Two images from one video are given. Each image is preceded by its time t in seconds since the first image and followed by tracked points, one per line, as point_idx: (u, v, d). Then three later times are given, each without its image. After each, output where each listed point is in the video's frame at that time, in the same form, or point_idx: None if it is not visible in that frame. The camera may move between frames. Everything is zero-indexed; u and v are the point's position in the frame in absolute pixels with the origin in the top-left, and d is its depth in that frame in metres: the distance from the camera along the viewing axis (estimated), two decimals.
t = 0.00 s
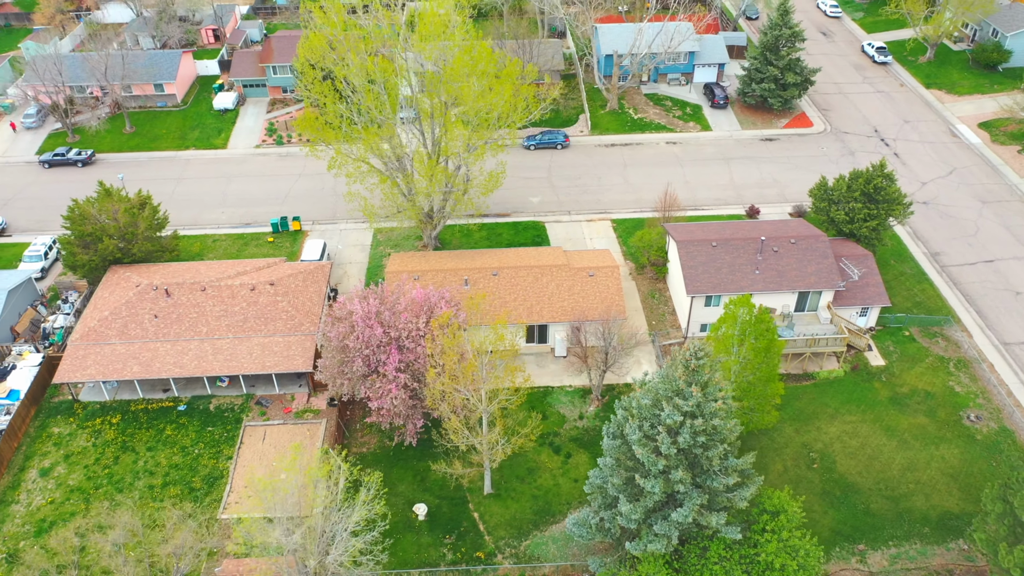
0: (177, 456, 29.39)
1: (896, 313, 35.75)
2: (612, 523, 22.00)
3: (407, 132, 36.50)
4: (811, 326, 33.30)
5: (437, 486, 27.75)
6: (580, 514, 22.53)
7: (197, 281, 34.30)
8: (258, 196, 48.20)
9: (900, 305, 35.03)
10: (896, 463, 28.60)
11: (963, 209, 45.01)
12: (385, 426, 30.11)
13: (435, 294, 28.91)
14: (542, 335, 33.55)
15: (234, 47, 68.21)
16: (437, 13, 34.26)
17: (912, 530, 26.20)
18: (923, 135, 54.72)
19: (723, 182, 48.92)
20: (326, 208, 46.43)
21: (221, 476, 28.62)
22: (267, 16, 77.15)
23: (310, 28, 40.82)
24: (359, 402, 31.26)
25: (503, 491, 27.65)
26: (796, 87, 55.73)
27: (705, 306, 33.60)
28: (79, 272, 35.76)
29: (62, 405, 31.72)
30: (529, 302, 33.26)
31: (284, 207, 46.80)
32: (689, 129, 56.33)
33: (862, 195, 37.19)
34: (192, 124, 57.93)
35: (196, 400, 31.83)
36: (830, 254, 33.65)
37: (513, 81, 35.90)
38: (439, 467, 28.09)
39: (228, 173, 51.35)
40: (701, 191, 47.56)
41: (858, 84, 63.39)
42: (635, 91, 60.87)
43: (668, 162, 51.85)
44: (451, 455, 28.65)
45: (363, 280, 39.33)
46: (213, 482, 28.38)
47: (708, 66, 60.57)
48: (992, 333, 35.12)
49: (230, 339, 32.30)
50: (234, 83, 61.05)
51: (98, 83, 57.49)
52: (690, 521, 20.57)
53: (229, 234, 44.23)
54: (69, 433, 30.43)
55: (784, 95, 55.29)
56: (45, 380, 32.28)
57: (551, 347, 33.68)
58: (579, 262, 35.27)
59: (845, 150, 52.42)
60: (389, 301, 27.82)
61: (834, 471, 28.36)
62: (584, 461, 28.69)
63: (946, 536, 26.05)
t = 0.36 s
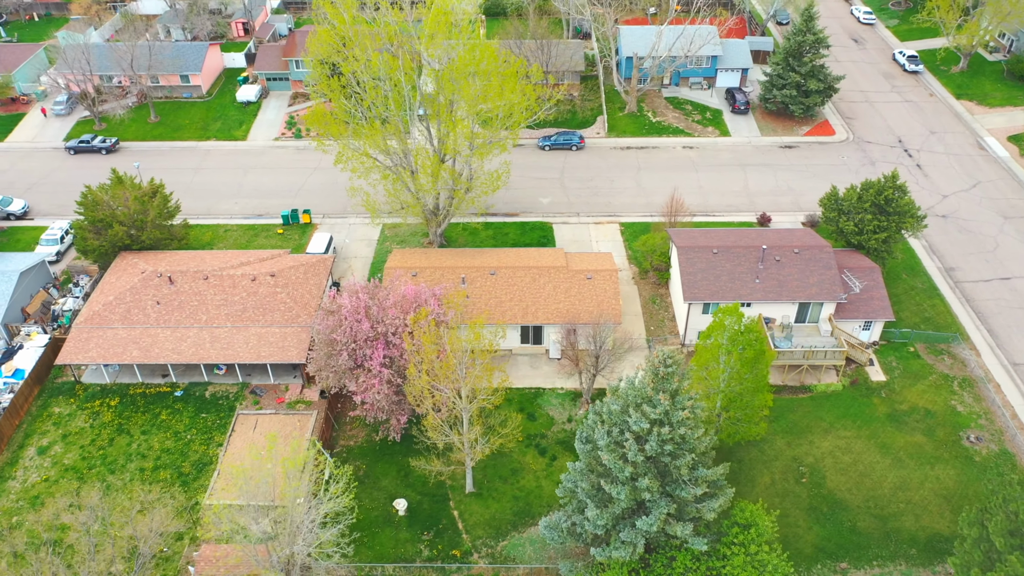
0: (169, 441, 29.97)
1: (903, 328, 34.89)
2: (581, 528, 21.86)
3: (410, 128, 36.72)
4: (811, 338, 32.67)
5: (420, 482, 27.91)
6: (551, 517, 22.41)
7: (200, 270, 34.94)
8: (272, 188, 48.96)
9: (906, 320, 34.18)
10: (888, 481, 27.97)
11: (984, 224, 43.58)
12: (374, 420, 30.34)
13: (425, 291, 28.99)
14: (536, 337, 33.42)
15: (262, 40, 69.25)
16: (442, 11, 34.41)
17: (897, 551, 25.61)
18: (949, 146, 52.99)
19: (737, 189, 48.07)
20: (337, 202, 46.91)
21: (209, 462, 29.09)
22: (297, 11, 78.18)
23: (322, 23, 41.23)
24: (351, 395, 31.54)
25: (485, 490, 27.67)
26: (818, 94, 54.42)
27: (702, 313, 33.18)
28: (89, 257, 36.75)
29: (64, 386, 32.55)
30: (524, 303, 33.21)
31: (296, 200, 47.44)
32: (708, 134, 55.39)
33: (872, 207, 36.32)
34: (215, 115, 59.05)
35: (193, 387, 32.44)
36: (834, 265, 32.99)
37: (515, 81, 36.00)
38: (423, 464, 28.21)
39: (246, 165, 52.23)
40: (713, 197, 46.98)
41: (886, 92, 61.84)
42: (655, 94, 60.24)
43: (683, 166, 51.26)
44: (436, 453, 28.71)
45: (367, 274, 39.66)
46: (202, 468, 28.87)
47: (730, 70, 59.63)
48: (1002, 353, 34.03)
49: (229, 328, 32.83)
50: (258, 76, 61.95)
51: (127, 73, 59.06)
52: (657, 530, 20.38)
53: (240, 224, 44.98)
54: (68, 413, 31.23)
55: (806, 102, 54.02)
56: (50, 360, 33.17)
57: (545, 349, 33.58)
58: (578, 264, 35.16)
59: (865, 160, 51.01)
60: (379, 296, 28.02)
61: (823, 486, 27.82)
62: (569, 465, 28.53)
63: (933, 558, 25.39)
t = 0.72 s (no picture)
0: (163, 424, 30.67)
1: (908, 345, 33.93)
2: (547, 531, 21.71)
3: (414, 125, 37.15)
4: (810, 352, 32.00)
5: (402, 477, 28.10)
6: (518, 519, 22.31)
7: (205, 258, 35.67)
8: (288, 180, 49.74)
9: (911, 337, 33.25)
10: (876, 501, 27.31)
11: (1006, 242, 42.06)
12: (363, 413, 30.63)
13: (415, 288, 29.14)
14: (530, 338, 33.35)
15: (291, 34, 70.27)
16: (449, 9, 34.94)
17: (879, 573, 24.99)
18: (978, 161, 51.05)
19: (753, 197, 46.98)
20: (349, 195, 47.42)
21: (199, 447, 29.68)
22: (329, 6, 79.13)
23: (335, 20, 41.74)
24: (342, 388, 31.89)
25: (465, 489, 27.74)
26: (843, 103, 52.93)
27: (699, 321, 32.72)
28: (102, 242, 37.82)
29: (69, 366, 33.54)
30: (520, 304, 33.16)
31: (310, 193, 48.11)
32: (727, 140, 54.24)
33: (883, 220, 35.40)
34: (240, 106, 60.15)
35: (191, 372, 33.16)
36: (836, 278, 32.24)
37: (517, 82, 36.42)
38: (406, 459, 28.38)
39: (265, 157, 53.16)
40: (726, 203, 46.29)
41: (917, 103, 59.96)
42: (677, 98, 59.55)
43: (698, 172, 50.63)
44: (419, 449, 28.88)
45: (371, 269, 40.02)
46: (191, 452, 29.48)
47: (757, 77, 58.32)
48: (1013, 376, 32.88)
49: (228, 317, 33.42)
50: (284, 69, 62.87)
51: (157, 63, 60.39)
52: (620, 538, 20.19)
53: (254, 214, 45.79)
54: (70, 393, 32.19)
55: (830, 111, 52.55)
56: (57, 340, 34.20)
57: (539, 350, 33.48)
58: (577, 267, 35.00)
59: (887, 172, 49.50)
60: (368, 292, 28.27)
61: (808, 503, 27.28)
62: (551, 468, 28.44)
63: None
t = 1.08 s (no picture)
0: (158, 408, 31.43)
1: (912, 364, 33.02)
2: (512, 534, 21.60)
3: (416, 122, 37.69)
4: (807, 366, 31.37)
5: (385, 472, 28.32)
6: (486, 519, 22.28)
7: (211, 247, 36.44)
8: (304, 173, 50.47)
9: (915, 356, 32.35)
10: (862, 522, 26.68)
11: None
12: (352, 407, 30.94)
13: (405, 285, 29.40)
14: (524, 339, 33.30)
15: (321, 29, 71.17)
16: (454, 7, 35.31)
17: None
18: (1007, 177, 49.29)
19: (767, 206, 46.12)
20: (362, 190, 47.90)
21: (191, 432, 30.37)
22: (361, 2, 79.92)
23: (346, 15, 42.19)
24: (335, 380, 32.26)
25: (446, 486, 27.81)
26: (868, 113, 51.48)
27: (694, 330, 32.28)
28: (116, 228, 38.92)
29: (75, 347, 34.56)
30: (515, 305, 33.15)
31: (324, 186, 48.74)
32: (747, 147, 53.06)
33: (893, 234, 34.44)
34: (265, 99, 61.17)
35: (191, 358, 33.89)
36: (838, 291, 31.51)
37: (518, 82, 36.91)
38: (389, 454, 28.59)
39: (285, 149, 54.02)
40: (739, 211, 45.60)
41: (949, 115, 58.10)
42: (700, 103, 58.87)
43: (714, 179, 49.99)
44: (403, 445, 29.05)
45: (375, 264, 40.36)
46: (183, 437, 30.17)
47: (783, 84, 57.04)
48: (1021, 401, 31.71)
49: (229, 305, 34.04)
50: (311, 64, 63.71)
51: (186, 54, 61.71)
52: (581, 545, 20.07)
53: (268, 206, 46.57)
54: (74, 373, 33.18)
55: (854, 121, 51.17)
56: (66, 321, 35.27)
57: (533, 352, 33.44)
58: (575, 270, 34.88)
59: (910, 185, 48.07)
60: (357, 286, 28.62)
61: (791, 520, 26.79)
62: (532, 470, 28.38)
63: None
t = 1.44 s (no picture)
0: (156, 392, 32.20)
1: (914, 383, 32.15)
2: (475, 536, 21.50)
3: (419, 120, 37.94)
4: (802, 380, 30.79)
5: (368, 466, 28.58)
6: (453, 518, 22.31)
7: (218, 237, 37.22)
8: (321, 167, 51.17)
9: (916, 376, 31.49)
10: (845, 542, 26.13)
11: None
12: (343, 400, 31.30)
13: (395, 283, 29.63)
14: (518, 340, 33.32)
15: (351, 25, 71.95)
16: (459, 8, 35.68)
17: None
18: None
19: (781, 216, 45.32)
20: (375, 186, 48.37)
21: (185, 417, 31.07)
22: None
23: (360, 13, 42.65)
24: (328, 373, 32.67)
25: (426, 484, 27.92)
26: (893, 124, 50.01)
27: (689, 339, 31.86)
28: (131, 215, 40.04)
29: (83, 328, 35.58)
30: (509, 306, 33.14)
31: (339, 180, 49.35)
32: (767, 156, 51.98)
33: (901, 250, 33.55)
34: (290, 93, 62.09)
35: (191, 344, 34.64)
36: (837, 306, 30.83)
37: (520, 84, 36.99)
38: (373, 449, 28.83)
39: (304, 142, 54.81)
40: (751, 220, 44.92)
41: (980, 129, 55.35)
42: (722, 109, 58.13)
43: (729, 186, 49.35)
44: (388, 441, 29.26)
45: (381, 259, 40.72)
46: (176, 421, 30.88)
47: (808, 92, 55.66)
48: None
49: (230, 295, 34.64)
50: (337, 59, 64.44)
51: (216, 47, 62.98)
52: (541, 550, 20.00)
53: (283, 199, 47.33)
54: (79, 354, 34.19)
55: (878, 132, 49.75)
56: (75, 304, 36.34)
57: (526, 354, 33.44)
58: (573, 273, 34.76)
59: (932, 201, 46.25)
60: (347, 282, 28.93)
61: (772, 536, 26.36)
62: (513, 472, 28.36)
63: None
